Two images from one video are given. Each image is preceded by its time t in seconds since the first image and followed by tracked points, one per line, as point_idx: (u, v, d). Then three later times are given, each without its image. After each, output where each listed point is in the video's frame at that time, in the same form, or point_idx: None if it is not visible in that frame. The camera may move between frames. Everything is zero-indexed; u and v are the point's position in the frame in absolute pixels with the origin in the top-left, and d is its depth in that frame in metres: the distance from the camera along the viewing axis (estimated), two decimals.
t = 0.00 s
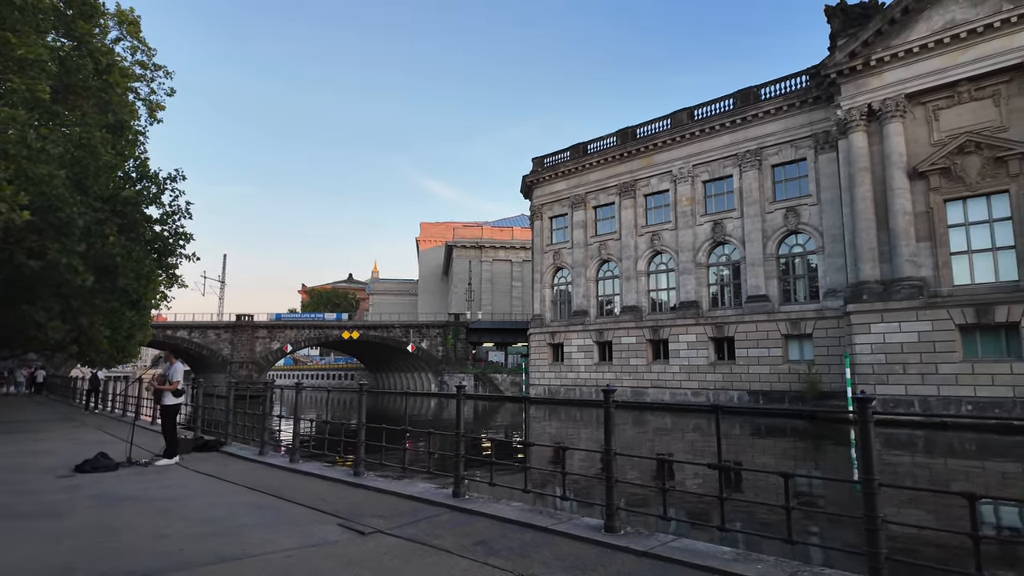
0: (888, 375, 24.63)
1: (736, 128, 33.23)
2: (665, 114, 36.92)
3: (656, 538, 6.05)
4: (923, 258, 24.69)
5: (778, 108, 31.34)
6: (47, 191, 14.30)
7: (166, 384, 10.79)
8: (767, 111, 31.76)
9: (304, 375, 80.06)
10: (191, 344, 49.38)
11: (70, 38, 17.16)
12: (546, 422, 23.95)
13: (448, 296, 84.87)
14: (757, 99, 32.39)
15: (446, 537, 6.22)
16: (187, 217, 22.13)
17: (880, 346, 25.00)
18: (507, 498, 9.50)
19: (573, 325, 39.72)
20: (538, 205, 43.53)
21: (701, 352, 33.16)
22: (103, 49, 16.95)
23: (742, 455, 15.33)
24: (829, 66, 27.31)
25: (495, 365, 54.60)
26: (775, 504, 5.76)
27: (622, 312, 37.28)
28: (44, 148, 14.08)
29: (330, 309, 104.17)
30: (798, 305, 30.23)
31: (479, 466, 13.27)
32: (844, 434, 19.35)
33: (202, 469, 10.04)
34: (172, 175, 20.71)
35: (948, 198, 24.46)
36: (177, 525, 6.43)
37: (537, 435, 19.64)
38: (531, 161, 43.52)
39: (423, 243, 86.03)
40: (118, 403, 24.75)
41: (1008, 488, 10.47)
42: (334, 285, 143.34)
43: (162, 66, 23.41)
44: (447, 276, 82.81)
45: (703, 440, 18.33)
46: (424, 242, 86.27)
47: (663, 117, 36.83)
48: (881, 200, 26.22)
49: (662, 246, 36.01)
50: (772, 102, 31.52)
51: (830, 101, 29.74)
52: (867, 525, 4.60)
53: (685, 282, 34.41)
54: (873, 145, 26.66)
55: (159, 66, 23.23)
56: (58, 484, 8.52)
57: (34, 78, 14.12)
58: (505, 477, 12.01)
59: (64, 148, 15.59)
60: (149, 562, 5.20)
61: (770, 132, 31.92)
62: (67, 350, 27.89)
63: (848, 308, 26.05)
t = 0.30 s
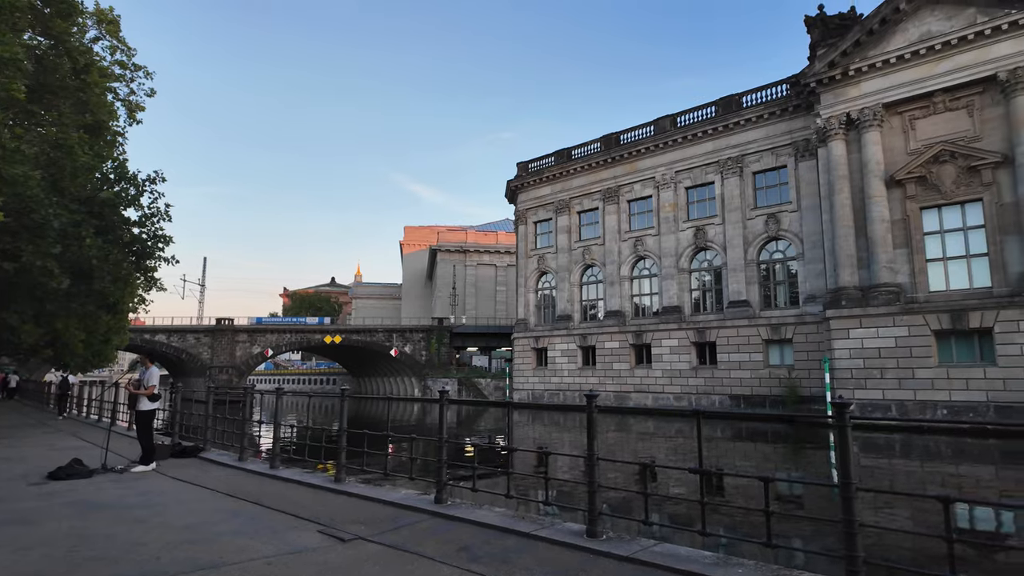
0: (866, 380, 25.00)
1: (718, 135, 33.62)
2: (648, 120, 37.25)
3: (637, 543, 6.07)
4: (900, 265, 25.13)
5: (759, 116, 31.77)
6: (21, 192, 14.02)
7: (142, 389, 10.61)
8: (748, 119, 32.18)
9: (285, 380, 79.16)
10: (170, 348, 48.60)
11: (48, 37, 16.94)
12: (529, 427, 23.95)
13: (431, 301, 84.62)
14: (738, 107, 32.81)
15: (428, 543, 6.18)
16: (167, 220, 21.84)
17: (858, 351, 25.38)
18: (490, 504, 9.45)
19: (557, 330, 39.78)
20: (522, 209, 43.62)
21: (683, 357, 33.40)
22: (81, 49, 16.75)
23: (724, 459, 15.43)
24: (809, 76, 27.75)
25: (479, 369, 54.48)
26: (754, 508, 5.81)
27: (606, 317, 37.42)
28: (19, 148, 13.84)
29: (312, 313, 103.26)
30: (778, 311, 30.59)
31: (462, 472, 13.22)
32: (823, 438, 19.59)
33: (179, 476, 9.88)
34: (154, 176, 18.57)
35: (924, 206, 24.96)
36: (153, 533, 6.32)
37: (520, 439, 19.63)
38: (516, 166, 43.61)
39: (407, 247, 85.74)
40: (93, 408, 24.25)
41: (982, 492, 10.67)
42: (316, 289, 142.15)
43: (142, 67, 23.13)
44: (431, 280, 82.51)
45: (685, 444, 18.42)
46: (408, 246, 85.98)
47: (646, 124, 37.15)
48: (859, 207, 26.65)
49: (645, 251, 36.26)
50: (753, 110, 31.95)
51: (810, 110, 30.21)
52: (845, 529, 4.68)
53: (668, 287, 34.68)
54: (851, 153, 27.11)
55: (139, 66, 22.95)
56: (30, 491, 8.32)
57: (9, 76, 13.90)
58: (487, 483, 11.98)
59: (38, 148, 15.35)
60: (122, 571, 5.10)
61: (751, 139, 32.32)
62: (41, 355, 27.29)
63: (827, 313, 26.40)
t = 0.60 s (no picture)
0: (843, 385, 25.39)
1: (698, 143, 34.02)
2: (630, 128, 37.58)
3: (618, 548, 6.08)
4: (876, 273, 25.60)
5: (739, 125, 32.21)
6: None
7: (115, 395, 10.40)
8: (728, 127, 32.60)
9: (264, 385, 78.15)
10: (145, 352, 47.76)
11: (21, 35, 16.58)
12: (511, 432, 23.93)
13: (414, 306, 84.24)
14: (719, 116, 33.25)
15: (408, 550, 6.14)
16: (144, 222, 21.50)
17: (835, 356, 25.78)
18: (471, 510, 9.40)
19: (539, 335, 39.82)
20: (505, 215, 43.66)
21: (664, 362, 33.61)
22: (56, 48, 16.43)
23: (705, 464, 15.55)
24: (787, 85, 28.21)
25: (461, 374, 54.30)
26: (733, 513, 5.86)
27: (588, 322, 37.55)
28: None
29: (291, 317, 102.18)
30: (757, 316, 30.96)
31: (443, 477, 13.14)
32: (801, 443, 19.84)
33: (154, 483, 9.70)
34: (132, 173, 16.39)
35: (898, 215, 25.48)
36: (126, 542, 6.19)
37: (502, 445, 19.60)
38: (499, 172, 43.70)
39: (389, 251, 85.32)
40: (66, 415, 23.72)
41: (954, 495, 10.90)
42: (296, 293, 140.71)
43: (120, 67, 22.78)
44: (413, 285, 82.13)
45: (666, 449, 18.53)
46: (390, 250, 85.55)
47: (628, 131, 37.47)
48: (836, 215, 27.11)
49: (627, 257, 36.50)
50: (733, 118, 32.39)
51: (788, 119, 30.70)
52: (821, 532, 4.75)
53: (650, 292, 34.94)
54: (828, 162, 27.60)
55: (117, 66, 22.61)
56: None
57: None
58: (468, 490, 11.92)
59: (11, 149, 15.07)
60: None
61: (731, 148, 32.75)
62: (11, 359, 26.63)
63: (805, 320, 26.78)
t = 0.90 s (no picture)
0: (819, 390, 25.79)
1: (678, 152, 34.43)
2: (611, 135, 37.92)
3: (596, 554, 6.10)
4: (850, 280, 26.09)
5: (717, 134, 32.68)
6: None
7: (84, 401, 10.18)
8: (707, 136, 33.04)
9: (240, 391, 76.93)
10: (118, 357, 46.76)
11: None
12: (492, 438, 23.89)
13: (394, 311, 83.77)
14: (698, 125, 33.71)
15: (386, 558, 6.09)
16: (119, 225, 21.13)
17: (810, 362, 26.19)
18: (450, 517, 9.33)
19: (520, 340, 39.82)
20: (487, 220, 43.67)
21: (643, 368, 33.81)
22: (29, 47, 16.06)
23: (684, 469, 15.66)
24: (765, 96, 28.69)
25: (441, 380, 54.06)
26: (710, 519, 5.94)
27: (569, 328, 37.66)
28: None
29: (269, 321, 100.91)
30: (735, 322, 31.34)
31: (422, 484, 13.06)
32: (778, 448, 20.09)
33: (126, 491, 9.50)
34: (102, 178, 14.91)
35: (872, 223, 26.03)
36: (96, 552, 6.05)
37: (482, 451, 19.54)
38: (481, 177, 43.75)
39: (369, 255, 84.76)
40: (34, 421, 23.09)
41: (925, 499, 11.14)
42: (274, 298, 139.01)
43: (95, 67, 22.40)
44: (394, 289, 81.68)
45: (646, 454, 18.62)
46: (370, 254, 84.98)
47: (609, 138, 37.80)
48: (812, 223, 27.59)
49: (608, 263, 36.73)
50: (712, 127, 32.85)
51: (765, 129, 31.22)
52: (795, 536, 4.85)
53: (630, 298, 35.18)
54: (804, 171, 28.10)
55: (91, 66, 22.22)
56: None
57: None
58: (447, 496, 11.86)
59: None
60: None
61: (710, 156, 33.20)
62: None
63: (782, 326, 27.16)
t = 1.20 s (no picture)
0: (793, 396, 26.18)
1: (656, 160, 34.81)
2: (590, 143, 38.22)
3: (574, 560, 6.12)
4: (823, 288, 26.58)
5: (695, 143, 33.12)
6: None
7: (51, 407, 9.90)
8: (685, 144, 33.47)
9: (214, 397, 75.54)
10: (87, 362, 45.62)
11: None
12: (470, 445, 23.81)
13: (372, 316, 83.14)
14: (676, 133, 34.13)
15: (362, 566, 6.03)
16: (89, 227, 20.66)
17: (785, 369, 26.59)
18: (426, 525, 9.23)
19: (499, 346, 39.78)
20: (467, 225, 43.62)
21: (622, 374, 34.00)
22: None
23: (660, 474, 15.79)
24: (741, 106, 29.16)
25: (420, 386, 53.72)
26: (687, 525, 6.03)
27: (548, 334, 37.73)
28: None
29: (244, 326, 99.47)
30: (711, 329, 31.72)
31: (400, 491, 12.96)
32: (754, 453, 20.33)
33: (93, 500, 9.25)
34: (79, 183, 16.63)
35: (844, 232, 26.57)
36: (60, 563, 5.88)
37: (461, 457, 19.48)
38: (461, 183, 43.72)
39: (348, 260, 84.09)
40: None
41: (895, 503, 11.38)
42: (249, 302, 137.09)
43: (66, 65, 21.92)
44: (372, 294, 81.11)
45: (623, 460, 18.73)
46: (349, 259, 84.30)
47: (589, 146, 38.09)
48: (786, 232, 28.05)
49: (587, 270, 36.93)
50: (689, 136, 33.30)
51: (742, 138, 31.72)
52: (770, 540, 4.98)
53: (609, 304, 35.40)
54: (779, 180, 28.59)
55: (63, 64, 21.74)
56: None
57: None
58: (425, 504, 11.78)
59: None
60: None
61: (687, 165, 33.62)
62: None
63: (757, 333, 27.54)
